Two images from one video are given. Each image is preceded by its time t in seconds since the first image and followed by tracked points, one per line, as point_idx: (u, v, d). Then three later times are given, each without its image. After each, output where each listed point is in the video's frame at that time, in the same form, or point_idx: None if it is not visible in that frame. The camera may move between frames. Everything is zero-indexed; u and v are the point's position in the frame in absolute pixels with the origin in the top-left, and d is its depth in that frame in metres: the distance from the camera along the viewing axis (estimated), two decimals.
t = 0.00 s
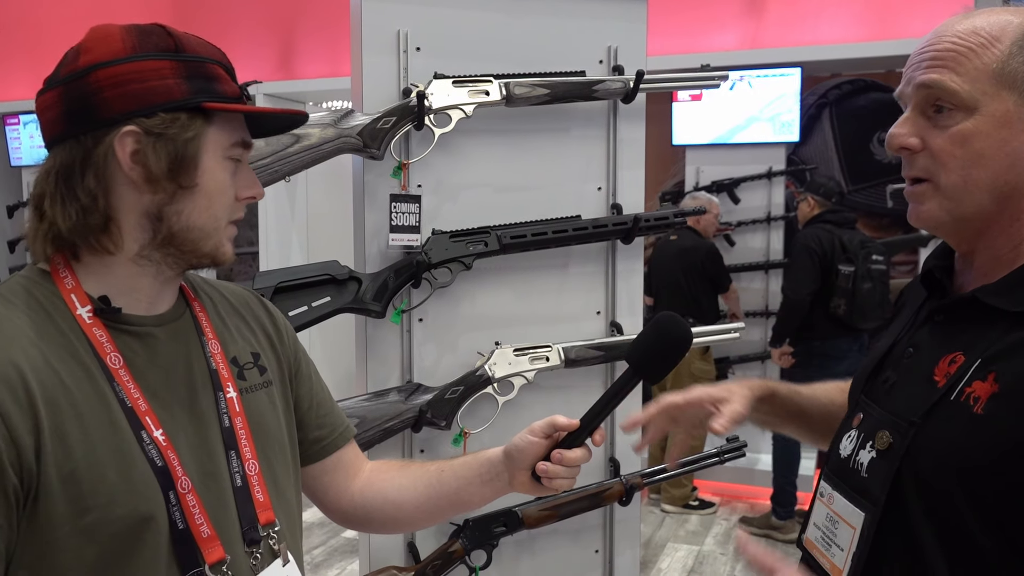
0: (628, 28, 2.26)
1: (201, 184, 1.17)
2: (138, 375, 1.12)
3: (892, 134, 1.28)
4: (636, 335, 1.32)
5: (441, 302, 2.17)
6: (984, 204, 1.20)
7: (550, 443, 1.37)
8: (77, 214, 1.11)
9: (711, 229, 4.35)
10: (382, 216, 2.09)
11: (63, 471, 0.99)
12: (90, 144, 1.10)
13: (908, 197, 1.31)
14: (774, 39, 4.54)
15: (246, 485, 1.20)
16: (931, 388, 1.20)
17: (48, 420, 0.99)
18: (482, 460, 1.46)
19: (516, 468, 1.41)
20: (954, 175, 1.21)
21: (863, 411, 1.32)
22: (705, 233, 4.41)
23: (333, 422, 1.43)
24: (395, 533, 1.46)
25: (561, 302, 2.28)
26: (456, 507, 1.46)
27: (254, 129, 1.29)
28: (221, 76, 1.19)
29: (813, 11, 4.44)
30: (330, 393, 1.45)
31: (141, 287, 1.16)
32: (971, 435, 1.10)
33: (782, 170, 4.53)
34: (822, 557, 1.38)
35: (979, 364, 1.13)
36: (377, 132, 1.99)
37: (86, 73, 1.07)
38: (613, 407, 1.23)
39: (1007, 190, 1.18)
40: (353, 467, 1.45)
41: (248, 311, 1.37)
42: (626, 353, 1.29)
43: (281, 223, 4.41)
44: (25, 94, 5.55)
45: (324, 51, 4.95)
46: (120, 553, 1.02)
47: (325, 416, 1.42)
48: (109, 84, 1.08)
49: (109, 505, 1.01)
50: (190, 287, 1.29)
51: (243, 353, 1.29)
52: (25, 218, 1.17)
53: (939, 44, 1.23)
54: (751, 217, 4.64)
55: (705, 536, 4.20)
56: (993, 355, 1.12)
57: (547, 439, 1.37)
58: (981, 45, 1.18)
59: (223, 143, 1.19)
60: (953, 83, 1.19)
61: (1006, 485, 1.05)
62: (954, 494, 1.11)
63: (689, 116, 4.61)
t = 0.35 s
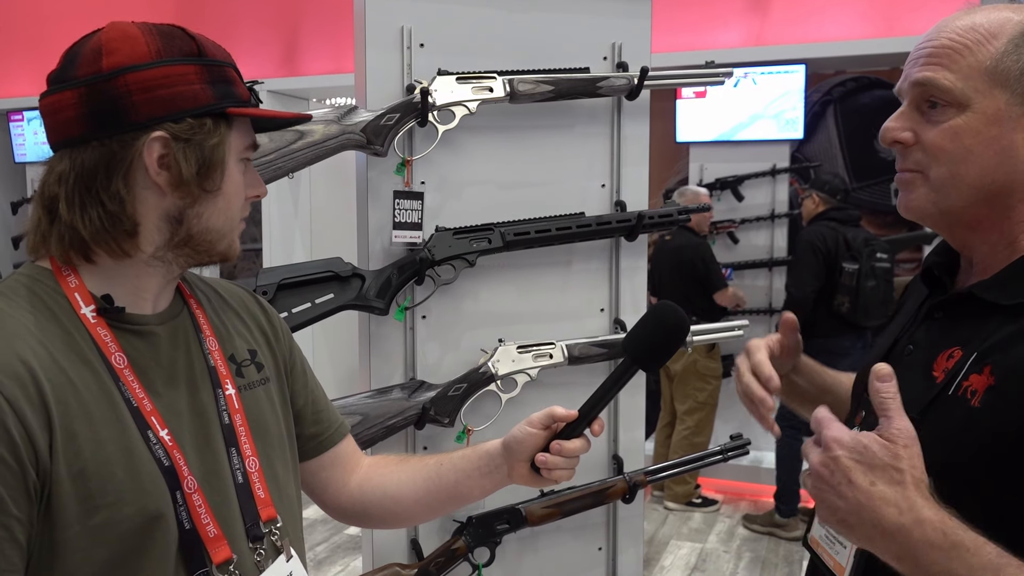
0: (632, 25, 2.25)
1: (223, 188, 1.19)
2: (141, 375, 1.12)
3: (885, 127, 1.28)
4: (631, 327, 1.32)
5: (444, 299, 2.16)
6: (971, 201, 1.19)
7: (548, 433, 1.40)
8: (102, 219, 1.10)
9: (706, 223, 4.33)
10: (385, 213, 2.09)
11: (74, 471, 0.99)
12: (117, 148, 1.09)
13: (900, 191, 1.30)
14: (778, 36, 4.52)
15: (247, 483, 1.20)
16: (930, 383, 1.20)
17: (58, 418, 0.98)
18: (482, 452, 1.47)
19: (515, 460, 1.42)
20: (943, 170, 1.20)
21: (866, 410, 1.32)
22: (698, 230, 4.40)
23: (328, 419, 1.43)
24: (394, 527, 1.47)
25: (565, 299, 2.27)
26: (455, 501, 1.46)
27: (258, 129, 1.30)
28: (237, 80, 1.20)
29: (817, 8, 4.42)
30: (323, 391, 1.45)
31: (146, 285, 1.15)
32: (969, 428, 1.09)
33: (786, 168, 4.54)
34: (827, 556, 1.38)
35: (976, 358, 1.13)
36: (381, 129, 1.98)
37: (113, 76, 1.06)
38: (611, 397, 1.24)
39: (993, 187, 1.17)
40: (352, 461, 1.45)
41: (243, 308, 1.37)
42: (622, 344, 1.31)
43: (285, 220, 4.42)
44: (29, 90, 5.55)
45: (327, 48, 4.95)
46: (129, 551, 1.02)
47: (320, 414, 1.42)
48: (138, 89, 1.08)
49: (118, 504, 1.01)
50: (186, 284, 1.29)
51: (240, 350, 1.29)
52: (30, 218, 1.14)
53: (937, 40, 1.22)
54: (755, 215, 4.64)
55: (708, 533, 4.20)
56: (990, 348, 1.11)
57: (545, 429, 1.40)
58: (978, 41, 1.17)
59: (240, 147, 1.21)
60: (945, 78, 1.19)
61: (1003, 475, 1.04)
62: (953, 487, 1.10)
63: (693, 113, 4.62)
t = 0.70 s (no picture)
0: (634, 25, 2.25)
1: (232, 188, 1.20)
2: (148, 376, 1.13)
3: (897, 129, 1.27)
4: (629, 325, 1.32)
5: (447, 298, 2.16)
6: (981, 208, 1.18)
7: (550, 431, 1.41)
8: (114, 222, 1.10)
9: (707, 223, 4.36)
10: (388, 213, 2.09)
11: (85, 474, 0.99)
12: (127, 151, 1.10)
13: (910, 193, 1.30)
14: (781, 35, 4.52)
15: (253, 484, 1.20)
16: (942, 380, 1.19)
17: (66, 420, 0.99)
18: (483, 450, 1.48)
19: (517, 457, 1.44)
20: (955, 176, 1.19)
21: (875, 409, 1.31)
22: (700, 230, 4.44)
23: (330, 421, 1.43)
24: (396, 525, 1.48)
25: (567, 299, 2.28)
26: (455, 499, 1.47)
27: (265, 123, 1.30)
28: (244, 77, 1.20)
29: (820, 8, 4.41)
30: (325, 391, 1.45)
31: (155, 284, 1.16)
32: (985, 420, 1.08)
33: (788, 167, 4.54)
34: (840, 556, 1.36)
35: (988, 351, 1.12)
36: (383, 129, 1.98)
37: (122, 79, 1.06)
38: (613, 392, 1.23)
39: (1005, 195, 1.16)
40: (352, 462, 1.46)
41: (247, 308, 1.38)
42: (623, 340, 1.29)
43: (287, 220, 4.43)
44: (32, 90, 5.57)
45: (329, 48, 4.95)
46: (138, 553, 1.02)
47: (323, 414, 1.42)
48: (146, 90, 1.08)
49: (126, 506, 1.01)
50: (191, 285, 1.29)
51: (245, 351, 1.29)
52: (36, 218, 1.14)
53: (953, 41, 1.19)
54: (757, 214, 4.64)
55: (709, 533, 4.20)
56: (1002, 340, 1.11)
57: (547, 427, 1.40)
58: (996, 46, 1.14)
59: (248, 146, 1.22)
60: (961, 84, 1.17)
61: None
62: (975, 483, 1.09)
63: (695, 112, 4.61)
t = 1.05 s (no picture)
0: (635, 26, 2.25)
1: (198, 178, 1.18)
2: (154, 373, 1.14)
3: (902, 136, 1.26)
4: (636, 329, 1.34)
5: (448, 299, 2.17)
6: (990, 211, 1.18)
7: (555, 435, 1.43)
8: (77, 218, 1.13)
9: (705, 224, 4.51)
10: (389, 215, 2.09)
11: (90, 468, 1.01)
12: (88, 149, 1.13)
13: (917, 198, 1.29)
14: (782, 36, 4.52)
15: (260, 486, 1.21)
16: (948, 379, 1.19)
17: (74, 415, 1.00)
18: (488, 454, 1.49)
19: (522, 462, 1.45)
20: (963, 180, 1.19)
21: (878, 409, 1.31)
22: (697, 231, 4.62)
23: (337, 423, 1.44)
24: (402, 530, 1.49)
25: (567, 300, 2.28)
26: (460, 505, 1.49)
27: (258, 114, 1.27)
28: (217, 64, 1.18)
29: (822, 8, 4.42)
30: (334, 396, 1.46)
31: (157, 284, 1.18)
32: (992, 416, 1.08)
33: (789, 168, 4.54)
34: (844, 556, 1.35)
35: (993, 349, 1.13)
36: (386, 130, 1.98)
37: (76, 77, 1.10)
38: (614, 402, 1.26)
39: (1012, 197, 1.16)
40: (359, 466, 1.47)
41: (255, 311, 1.39)
42: (629, 346, 1.32)
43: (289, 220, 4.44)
44: (34, 90, 5.59)
45: (331, 48, 4.96)
46: (143, 550, 1.04)
47: (330, 418, 1.43)
48: (96, 86, 1.10)
49: (132, 502, 1.03)
50: (202, 286, 1.31)
51: (251, 353, 1.30)
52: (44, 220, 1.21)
53: (957, 46, 1.19)
54: (758, 215, 4.63)
55: (710, 533, 4.21)
56: (1008, 337, 1.11)
57: (553, 431, 1.42)
58: (999, 51, 1.15)
59: (219, 135, 1.19)
60: (965, 90, 1.16)
61: None
62: (983, 480, 1.09)
63: (697, 112, 4.61)
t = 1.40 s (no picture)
0: (629, 27, 2.26)
1: (191, 177, 1.19)
2: (154, 372, 1.16)
3: (893, 140, 1.27)
4: (635, 336, 1.35)
5: (442, 299, 2.18)
6: (981, 211, 1.19)
7: (553, 442, 1.44)
8: (79, 219, 1.17)
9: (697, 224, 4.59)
10: (382, 215, 2.10)
11: (85, 464, 1.03)
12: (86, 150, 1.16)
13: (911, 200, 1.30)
14: (777, 36, 4.53)
15: (259, 485, 1.22)
16: (938, 376, 1.20)
17: (70, 413, 1.02)
18: (488, 460, 1.50)
19: (520, 468, 1.46)
20: (953, 182, 1.19)
21: (870, 407, 1.32)
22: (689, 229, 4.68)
23: (343, 425, 1.47)
24: (404, 533, 1.51)
25: (561, 300, 2.29)
26: (461, 509, 1.50)
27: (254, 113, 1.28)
28: (209, 64, 1.19)
29: (817, 8, 4.43)
30: (340, 398, 1.49)
31: (158, 284, 1.20)
32: (983, 412, 1.09)
33: (785, 168, 4.55)
34: (837, 554, 1.35)
35: (984, 347, 1.14)
36: (378, 131, 1.99)
37: (72, 81, 1.13)
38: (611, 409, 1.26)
39: (1002, 196, 1.17)
40: (362, 471, 1.50)
41: (262, 313, 1.41)
42: (628, 352, 1.32)
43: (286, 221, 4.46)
44: (30, 92, 5.59)
45: (328, 49, 4.97)
46: (137, 546, 1.05)
47: (336, 420, 1.46)
48: (91, 89, 1.12)
49: (126, 499, 1.04)
50: (207, 287, 1.33)
51: (256, 353, 1.32)
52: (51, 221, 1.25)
53: (944, 51, 1.21)
54: (754, 214, 4.65)
55: (707, 532, 4.22)
56: (998, 335, 1.12)
57: (550, 438, 1.43)
58: (984, 55, 1.16)
59: (212, 134, 1.20)
60: (953, 93, 1.18)
61: None
62: (973, 474, 1.10)
63: (693, 112, 4.62)
